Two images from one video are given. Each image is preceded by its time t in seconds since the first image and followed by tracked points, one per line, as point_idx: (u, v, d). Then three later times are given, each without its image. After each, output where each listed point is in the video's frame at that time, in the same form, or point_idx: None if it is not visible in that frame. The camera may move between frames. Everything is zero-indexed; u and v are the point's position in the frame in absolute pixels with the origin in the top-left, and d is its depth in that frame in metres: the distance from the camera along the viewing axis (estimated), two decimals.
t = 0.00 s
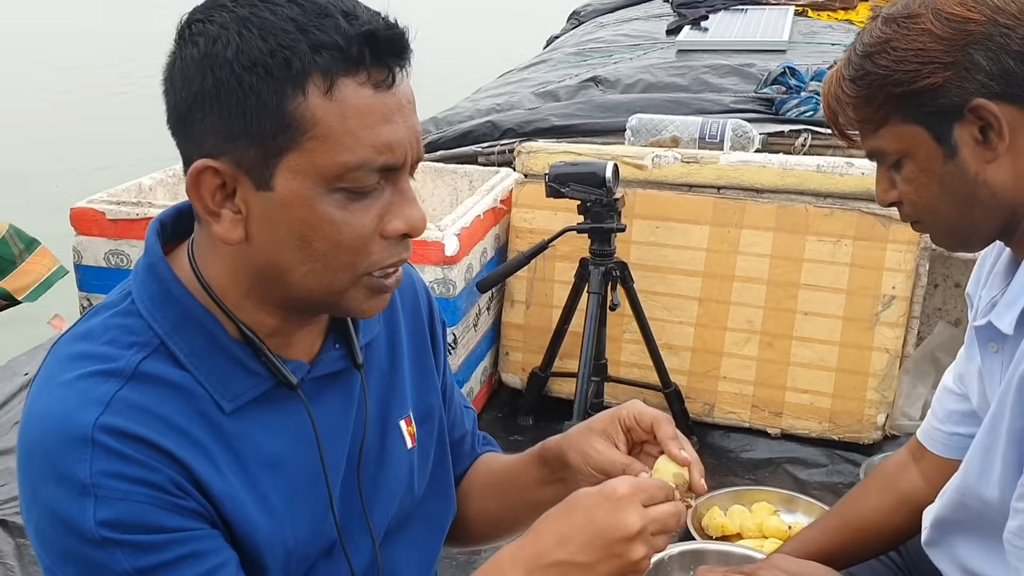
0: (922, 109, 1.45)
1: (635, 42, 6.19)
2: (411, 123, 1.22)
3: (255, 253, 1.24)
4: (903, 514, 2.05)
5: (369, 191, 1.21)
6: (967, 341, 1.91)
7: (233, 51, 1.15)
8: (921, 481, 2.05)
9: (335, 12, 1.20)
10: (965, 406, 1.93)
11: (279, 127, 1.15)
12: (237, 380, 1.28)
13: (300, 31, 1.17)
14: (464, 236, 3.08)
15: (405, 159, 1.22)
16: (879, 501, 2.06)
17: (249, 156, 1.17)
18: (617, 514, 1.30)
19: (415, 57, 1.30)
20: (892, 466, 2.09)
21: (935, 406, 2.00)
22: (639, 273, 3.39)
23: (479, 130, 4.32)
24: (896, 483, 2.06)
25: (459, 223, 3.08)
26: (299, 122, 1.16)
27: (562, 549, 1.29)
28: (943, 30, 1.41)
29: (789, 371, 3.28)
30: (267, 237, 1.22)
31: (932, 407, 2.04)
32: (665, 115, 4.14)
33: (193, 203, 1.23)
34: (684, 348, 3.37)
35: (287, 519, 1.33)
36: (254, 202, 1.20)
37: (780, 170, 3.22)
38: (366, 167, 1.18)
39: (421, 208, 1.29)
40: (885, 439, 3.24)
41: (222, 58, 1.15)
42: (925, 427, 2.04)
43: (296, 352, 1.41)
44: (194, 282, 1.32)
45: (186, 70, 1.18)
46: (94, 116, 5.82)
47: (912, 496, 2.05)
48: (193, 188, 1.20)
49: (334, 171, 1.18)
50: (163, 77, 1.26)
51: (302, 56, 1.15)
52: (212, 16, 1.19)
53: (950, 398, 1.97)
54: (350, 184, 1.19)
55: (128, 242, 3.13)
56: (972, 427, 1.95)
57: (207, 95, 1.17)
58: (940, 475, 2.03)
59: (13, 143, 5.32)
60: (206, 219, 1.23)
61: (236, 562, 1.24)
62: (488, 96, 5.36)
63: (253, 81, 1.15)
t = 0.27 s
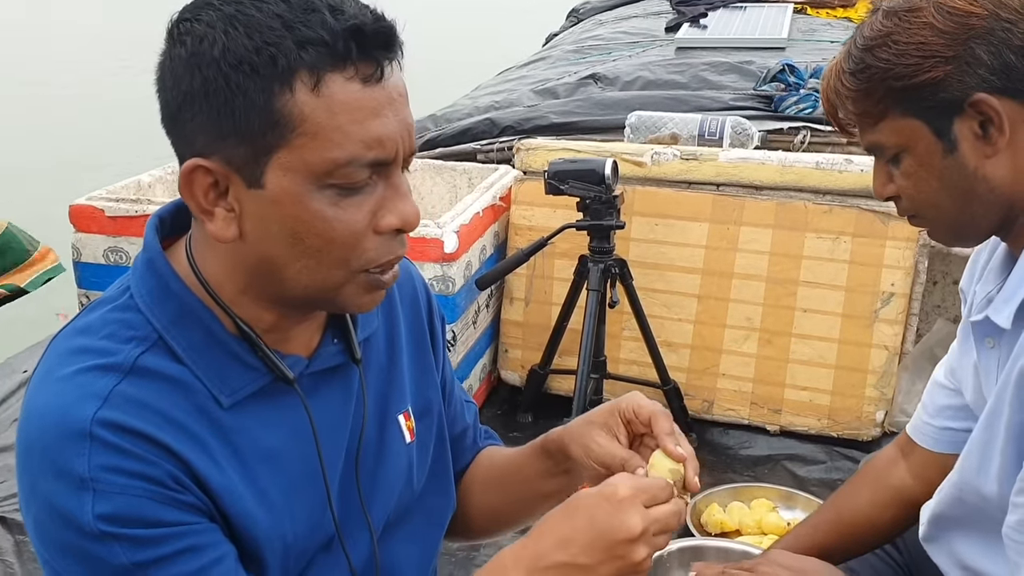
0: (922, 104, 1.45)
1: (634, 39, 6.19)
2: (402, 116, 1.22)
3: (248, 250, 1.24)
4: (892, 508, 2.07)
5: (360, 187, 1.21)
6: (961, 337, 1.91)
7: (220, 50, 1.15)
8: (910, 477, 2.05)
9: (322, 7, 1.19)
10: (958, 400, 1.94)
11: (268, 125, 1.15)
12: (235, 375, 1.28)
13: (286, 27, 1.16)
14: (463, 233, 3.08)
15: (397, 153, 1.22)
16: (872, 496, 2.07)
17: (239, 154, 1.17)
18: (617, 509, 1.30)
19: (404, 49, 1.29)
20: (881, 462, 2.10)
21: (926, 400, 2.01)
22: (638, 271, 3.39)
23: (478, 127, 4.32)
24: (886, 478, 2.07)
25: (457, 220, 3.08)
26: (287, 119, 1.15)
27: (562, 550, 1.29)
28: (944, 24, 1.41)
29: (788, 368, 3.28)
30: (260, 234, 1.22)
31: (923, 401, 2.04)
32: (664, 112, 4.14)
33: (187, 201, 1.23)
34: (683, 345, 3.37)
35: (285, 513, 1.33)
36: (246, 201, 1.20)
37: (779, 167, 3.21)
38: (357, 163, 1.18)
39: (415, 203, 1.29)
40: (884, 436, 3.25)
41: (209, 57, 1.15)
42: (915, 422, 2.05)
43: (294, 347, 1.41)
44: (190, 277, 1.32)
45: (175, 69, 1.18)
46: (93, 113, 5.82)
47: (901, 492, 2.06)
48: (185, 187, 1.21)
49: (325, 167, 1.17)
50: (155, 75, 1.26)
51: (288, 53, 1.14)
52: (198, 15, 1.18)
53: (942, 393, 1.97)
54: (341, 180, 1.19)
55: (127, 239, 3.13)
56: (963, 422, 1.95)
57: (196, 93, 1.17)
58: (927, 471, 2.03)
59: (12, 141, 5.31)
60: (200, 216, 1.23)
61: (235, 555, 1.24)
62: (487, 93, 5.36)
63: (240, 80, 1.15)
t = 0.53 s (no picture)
0: (922, 99, 1.46)
1: (630, 37, 6.19)
2: (391, 113, 1.22)
3: (238, 247, 1.25)
4: (892, 503, 2.07)
5: (349, 183, 1.21)
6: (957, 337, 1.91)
7: (207, 47, 1.15)
8: (910, 472, 2.06)
9: (309, 3, 1.19)
10: (954, 398, 1.94)
11: (255, 122, 1.16)
12: (228, 373, 1.28)
13: (273, 24, 1.16)
14: (459, 231, 3.08)
15: (385, 149, 1.22)
16: (867, 489, 2.08)
17: (227, 151, 1.18)
18: (613, 514, 1.30)
19: (392, 45, 1.29)
20: (881, 456, 2.10)
21: (925, 398, 2.01)
22: (634, 268, 3.39)
23: (475, 125, 4.32)
24: (886, 472, 2.07)
25: (454, 218, 3.08)
26: (275, 116, 1.16)
27: (557, 557, 1.30)
28: (946, 19, 1.41)
29: (784, 365, 3.29)
30: (249, 231, 1.22)
31: (923, 400, 2.04)
32: (660, 110, 4.14)
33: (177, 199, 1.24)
34: (680, 343, 3.37)
35: (279, 511, 1.33)
36: (235, 197, 1.20)
37: (775, 165, 3.22)
38: (344, 160, 1.18)
39: (405, 200, 1.29)
40: (879, 434, 3.26)
41: (196, 54, 1.15)
42: (915, 420, 2.05)
43: (287, 344, 1.41)
44: (183, 274, 1.32)
45: (164, 65, 1.18)
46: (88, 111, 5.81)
47: (901, 486, 2.06)
48: (174, 185, 1.21)
49: (313, 164, 1.18)
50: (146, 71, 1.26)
51: (275, 49, 1.15)
52: (187, 12, 1.18)
53: (939, 391, 1.97)
54: (329, 177, 1.19)
55: (123, 237, 3.13)
56: (960, 420, 1.96)
57: (183, 90, 1.17)
58: (928, 467, 2.04)
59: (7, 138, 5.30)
60: (190, 214, 1.24)
61: (229, 553, 1.24)
62: (483, 92, 5.36)
63: (227, 76, 1.15)
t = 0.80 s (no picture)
0: (916, 99, 1.46)
1: (627, 36, 6.19)
2: (383, 109, 1.22)
3: (233, 246, 1.25)
4: (898, 497, 2.07)
5: (343, 181, 1.21)
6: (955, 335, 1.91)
7: (197, 49, 1.14)
8: (916, 468, 2.06)
9: (298, 2, 1.19)
10: (953, 397, 1.94)
11: (247, 124, 1.16)
12: (223, 370, 1.29)
13: (262, 24, 1.16)
14: (456, 229, 3.08)
15: (379, 147, 1.22)
16: (868, 482, 2.09)
17: (219, 153, 1.18)
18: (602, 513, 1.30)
19: (383, 41, 1.29)
20: (888, 452, 2.11)
21: (926, 399, 2.02)
22: (630, 267, 3.39)
23: (471, 124, 4.32)
24: (892, 465, 2.08)
25: (450, 216, 3.08)
26: (268, 116, 1.16)
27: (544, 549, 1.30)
28: (938, 19, 1.42)
29: (780, 363, 3.29)
30: (244, 231, 1.23)
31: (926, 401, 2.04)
32: (656, 109, 4.14)
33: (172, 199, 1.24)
34: (676, 341, 3.38)
35: (273, 509, 1.33)
36: (229, 198, 1.21)
37: (771, 163, 3.22)
38: (338, 158, 1.19)
39: (401, 196, 1.29)
40: (875, 432, 3.27)
41: (187, 57, 1.15)
42: (919, 420, 2.05)
43: (283, 342, 1.41)
44: (178, 272, 1.32)
45: (155, 67, 1.18)
46: (85, 109, 5.80)
47: (906, 481, 2.07)
48: (169, 186, 1.22)
49: (307, 163, 1.18)
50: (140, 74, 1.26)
51: (265, 50, 1.14)
52: (175, 14, 1.18)
53: (940, 391, 1.98)
54: (323, 176, 1.19)
55: (119, 235, 3.13)
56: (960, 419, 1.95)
57: (175, 93, 1.17)
58: (933, 465, 2.04)
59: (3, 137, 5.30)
60: (184, 214, 1.24)
61: (221, 552, 1.25)
62: (480, 90, 5.36)
63: (218, 79, 1.15)
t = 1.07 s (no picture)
0: (917, 98, 1.46)
1: (626, 35, 6.19)
2: (392, 113, 1.23)
3: (241, 248, 1.25)
4: (899, 496, 2.08)
5: (352, 185, 1.22)
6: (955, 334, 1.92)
7: (209, 52, 1.14)
8: (916, 467, 2.07)
9: (309, 6, 1.19)
10: (953, 397, 1.95)
11: (258, 127, 1.16)
12: (228, 371, 1.29)
13: (273, 28, 1.16)
14: (455, 228, 3.09)
15: (388, 151, 1.23)
16: (869, 481, 2.09)
17: (230, 156, 1.18)
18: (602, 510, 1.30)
19: (391, 45, 1.30)
20: (888, 451, 2.12)
21: (927, 399, 2.02)
22: (630, 265, 3.40)
23: (471, 123, 4.33)
24: (891, 464, 2.09)
25: (449, 215, 3.08)
26: (279, 119, 1.16)
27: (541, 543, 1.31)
28: (938, 16, 1.42)
29: (779, 362, 3.30)
30: (253, 233, 1.23)
31: (926, 400, 2.05)
32: (655, 108, 4.15)
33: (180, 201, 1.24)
34: (675, 339, 3.38)
35: (278, 509, 1.34)
36: (238, 201, 1.21)
37: (770, 162, 3.22)
38: (348, 162, 1.19)
39: (407, 198, 1.30)
40: (874, 430, 3.27)
41: (198, 59, 1.15)
42: (919, 419, 2.06)
43: (286, 342, 1.42)
44: (183, 272, 1.32)
45: (163, 70, 1.17)
46: (83, 109, 5.80)
47: (906, 480, 2.07)
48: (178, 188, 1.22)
49: (317, 167, 1.18)
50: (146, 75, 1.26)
51: (277, 55, 1.15)
52: (185, 16, 1.17)
53: (939, 390, 1.98)
54: (333, 179, 1.20)
55: (119, 235, 3.13)
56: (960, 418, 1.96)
57: (185, 96, 1.17)
58: (932, 463, 2.04)
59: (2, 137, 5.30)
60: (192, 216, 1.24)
61: (227, 551, 1.25)
62: (479, 89, 5.37)
63: (230, 82, 1.15)
